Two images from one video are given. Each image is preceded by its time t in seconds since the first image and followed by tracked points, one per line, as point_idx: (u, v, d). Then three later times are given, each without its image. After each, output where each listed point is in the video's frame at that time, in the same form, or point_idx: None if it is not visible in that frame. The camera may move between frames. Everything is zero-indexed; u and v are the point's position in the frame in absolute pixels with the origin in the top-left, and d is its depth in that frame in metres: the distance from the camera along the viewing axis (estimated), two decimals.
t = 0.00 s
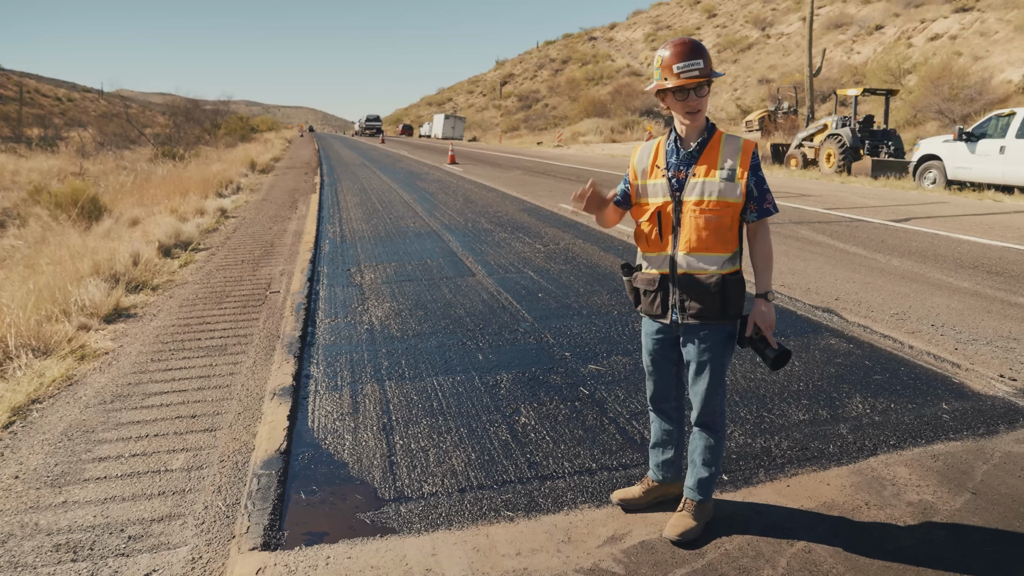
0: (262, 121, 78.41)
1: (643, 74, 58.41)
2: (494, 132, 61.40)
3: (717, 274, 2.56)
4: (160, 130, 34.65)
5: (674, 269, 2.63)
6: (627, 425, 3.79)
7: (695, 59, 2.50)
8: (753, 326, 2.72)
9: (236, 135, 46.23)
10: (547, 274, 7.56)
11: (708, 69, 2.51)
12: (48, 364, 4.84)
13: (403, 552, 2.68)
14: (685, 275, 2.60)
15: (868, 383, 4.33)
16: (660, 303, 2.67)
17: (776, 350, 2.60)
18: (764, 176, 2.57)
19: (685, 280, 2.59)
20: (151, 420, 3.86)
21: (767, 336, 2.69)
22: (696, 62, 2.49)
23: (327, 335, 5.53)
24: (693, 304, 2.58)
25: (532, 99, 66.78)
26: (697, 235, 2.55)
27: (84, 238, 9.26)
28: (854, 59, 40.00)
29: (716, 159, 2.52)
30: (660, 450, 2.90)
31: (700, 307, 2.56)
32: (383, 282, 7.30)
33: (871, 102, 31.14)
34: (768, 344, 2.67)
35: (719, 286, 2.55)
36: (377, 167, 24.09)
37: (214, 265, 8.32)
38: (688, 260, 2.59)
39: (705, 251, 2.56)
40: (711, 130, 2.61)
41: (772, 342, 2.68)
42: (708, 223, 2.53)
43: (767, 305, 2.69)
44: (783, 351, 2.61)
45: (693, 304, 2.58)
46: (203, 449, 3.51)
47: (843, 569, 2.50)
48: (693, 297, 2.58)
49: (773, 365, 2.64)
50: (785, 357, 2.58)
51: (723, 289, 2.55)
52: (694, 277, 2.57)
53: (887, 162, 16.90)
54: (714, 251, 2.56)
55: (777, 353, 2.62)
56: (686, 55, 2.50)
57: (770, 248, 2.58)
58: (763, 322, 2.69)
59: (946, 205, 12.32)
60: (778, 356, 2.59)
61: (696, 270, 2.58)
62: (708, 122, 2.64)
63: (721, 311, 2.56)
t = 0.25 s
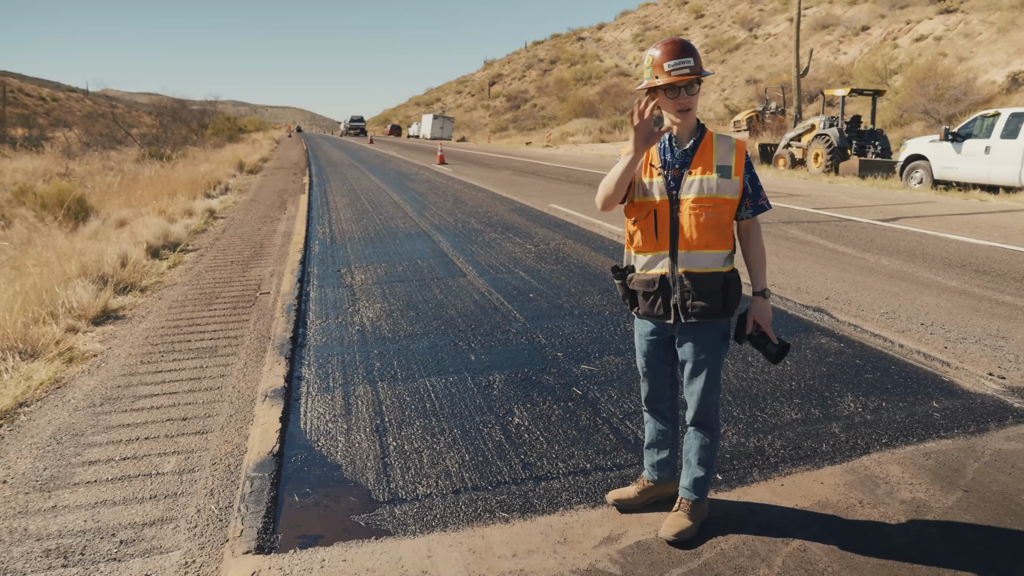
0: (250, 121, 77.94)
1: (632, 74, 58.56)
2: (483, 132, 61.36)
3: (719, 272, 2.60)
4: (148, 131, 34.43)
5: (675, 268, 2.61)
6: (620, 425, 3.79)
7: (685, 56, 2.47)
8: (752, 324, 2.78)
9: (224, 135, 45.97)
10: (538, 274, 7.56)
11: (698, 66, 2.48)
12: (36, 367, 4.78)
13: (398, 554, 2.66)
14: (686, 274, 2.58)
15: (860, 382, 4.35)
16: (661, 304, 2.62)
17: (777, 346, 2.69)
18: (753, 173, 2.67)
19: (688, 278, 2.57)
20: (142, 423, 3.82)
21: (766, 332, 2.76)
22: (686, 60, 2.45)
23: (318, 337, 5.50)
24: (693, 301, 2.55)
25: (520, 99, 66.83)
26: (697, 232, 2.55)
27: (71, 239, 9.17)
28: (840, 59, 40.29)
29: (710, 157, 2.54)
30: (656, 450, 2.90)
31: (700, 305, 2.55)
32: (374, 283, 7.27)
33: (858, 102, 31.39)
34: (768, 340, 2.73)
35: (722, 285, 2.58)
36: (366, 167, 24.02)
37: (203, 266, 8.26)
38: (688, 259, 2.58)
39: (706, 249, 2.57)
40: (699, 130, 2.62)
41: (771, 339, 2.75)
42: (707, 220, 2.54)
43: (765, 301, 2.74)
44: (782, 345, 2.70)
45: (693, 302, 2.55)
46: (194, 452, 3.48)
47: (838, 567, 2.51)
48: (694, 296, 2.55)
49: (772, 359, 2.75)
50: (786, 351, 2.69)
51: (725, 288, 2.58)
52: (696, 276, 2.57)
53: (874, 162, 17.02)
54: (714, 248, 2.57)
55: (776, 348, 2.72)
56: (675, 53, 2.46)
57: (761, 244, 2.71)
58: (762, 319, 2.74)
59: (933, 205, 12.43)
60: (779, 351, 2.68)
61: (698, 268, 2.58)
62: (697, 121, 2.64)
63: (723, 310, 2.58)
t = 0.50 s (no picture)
0: (238, 121, 77.47)
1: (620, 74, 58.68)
2: (473, 132, 61.30)
3: (719, 270, 2.62)
4: (135, 132, 34.18)
5: (674, 266, 2.60)
6: (615, 425, 3.80)
7: (673, 56, 2.52)
8: (741, 321, 2.74)
9: (212, 135, 45.74)
10: (529, 274, 7.56)
11: (687, 66, 2.53)
12: (23, 369, 4.72)
13: (393, 556, 2.65)
14: (688, 272, 2.58)
15: (852, 381, 4.38)
16: (660, 303, 2.60)
17: (764, 343, 2.70)
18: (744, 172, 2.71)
19: (688, 276, 2.57)
20: (133, 425, 3.78)
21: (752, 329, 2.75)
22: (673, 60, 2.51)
23: (310, 338, 5.47)
24: (692, 300, 2.56)
25: (509, 99, 66.84)
26: (695, 229, 2.56)
27: (58, 240, 9.08)
28: (828, 60, 40.56)
29: (705, 155, 2.54)
30: (650, 451, 2.89)
31: (697, 304, 2.56)
32: (365, 284, 7.24)
33: (845, 103, 31.60)
34: (757, 338, 2.73)
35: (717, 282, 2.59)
36: (355, 167, 23.93)
37: (192, 267, 8.20)
38: (688, 256, 2.58)
39: (703, 247, 2.57)
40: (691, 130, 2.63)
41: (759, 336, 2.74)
42: (706, 217, 2.56)
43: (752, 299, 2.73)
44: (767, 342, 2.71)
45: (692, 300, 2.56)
46: (186, 454, 3.45)
47: (834, 565, 2.52)
48: (693, 294, 2.56)
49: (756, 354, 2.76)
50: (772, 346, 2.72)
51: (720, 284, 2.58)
52: (697, 274, 2.57)
53: (862, 162, 17.14)
54: (713, 246, 2.59)
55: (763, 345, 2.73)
56: (664, 54, 2.51)
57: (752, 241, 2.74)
58: (750, 316, 2.72)
59: (920, 204, 12.53)
60: (766, 348, 2.69)
61: (696, 266, 2.58)
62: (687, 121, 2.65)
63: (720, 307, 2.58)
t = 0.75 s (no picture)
0: (226, 121, 77.09)
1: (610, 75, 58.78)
2: (463, 132, 61.25)
3: (713, 271, 2.61)
4: (123, 133, 33.95)
5: (669, 267, 2.60)
6: (609, 425, 3.80)
7: (664, 56, 2.51)
8: (736, 322, 2.75)
9: (200, 136, 45.49)
10: (522, 275, 7.55)
11: (679, 66, 2.53)
12: (12, 372, 4.67)
13: (390, 558, 2.64)
14: (682, 272, 2.57)
15: (845, 380, 4.39)
16: (655, 304, 2.60)
17: (757, 343, 2.71)
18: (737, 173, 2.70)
19: (684, 276, 2.56)
20: (124, 428, 3.75)
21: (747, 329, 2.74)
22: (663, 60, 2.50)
23: (302, 339, 5.43)
24: (686, 301, 2.55)
25: (499, 99, 66.83)
26: (690, 230, 2.55)
27: (45, 242, 8.99)
28: (816, 61, 40.79)
29: (699, 156, 2.54)
30: (647, 451, 2.89)
31: (693, 305, 2.55)
32: (357, 284, 7.22)
33: (834, 103, 31.78)
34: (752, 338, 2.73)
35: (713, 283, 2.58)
36: (345, 168, 23.85)
37: (183, 268, 8.14)
38: (683, 257, 2.58)
39: (698, 248, 2.57)
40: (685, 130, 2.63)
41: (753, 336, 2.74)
42: (701, 218, 2.55)
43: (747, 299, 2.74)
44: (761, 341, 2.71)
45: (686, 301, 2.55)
46: (179, 457, 3.42)
47: (830, 564, 2.53)
48: (687, 294, 2.55)
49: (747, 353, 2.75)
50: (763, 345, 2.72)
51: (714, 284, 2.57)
52: (692, 274, 2.56)
53: (851, 162, 17.24)
54: (708, 247, 2.59)
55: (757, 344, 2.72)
56: (654, 54, 2.50)
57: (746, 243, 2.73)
58: (744, 316, 2.74)
59: (909, 204, 12.61)
60: (759, 348, 2.71)
61: (692, 266, 2.58)
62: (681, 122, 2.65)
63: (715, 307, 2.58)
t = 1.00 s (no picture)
0: (216, 122, 76.60)
1: (601, 75, 58.88)
2: (454, 132, 61.18)
3: (709, 272, 2.61)
4: (112, 134, 33.73)
5: (665, 270, 2.60)
6: (604, 426, 3.80)
7: (661, 56, 2.53)
8: (736, 322, 2.76)
9: (190, 136, 45.22)
10: (514, 275, 7.55)
11: (677, 65, 2.54)
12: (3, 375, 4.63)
13: (387, 560, 2.63)
14: (678, 275, 2.57)
15: (838, 379, 4.41)
16: (652, 307, 2.61)
17: (759, 344, 2.71)
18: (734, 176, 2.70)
19: (680, 279, 2.56)
20: (117, 431, 3.72)
21: (747, 330, 2.76)
22: (658, 61, 2.52)
23: (295, 340, 5.41)
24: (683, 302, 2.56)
25: (490, 99, 66.81)
26: (685, 233, 2.55)
27: (34, 243, 8.92)
28: (806, 61, 41.00)
29: (696, 157, 2.54)
30: (643, 452, 2.90)
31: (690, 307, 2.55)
32: (349, 285, 7.20)
33: (823, 103, 31.95)
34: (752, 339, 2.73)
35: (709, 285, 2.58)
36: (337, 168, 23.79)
37: (174, 269, 8.09)
38: (679, 261, 2.58)
39: (694, 251, 2.57)
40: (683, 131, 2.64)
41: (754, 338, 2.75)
42: (698, 221, 2.55)
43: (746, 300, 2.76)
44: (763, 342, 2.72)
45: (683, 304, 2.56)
46: (173, 460, 3.40)
47: (827, 564, 2.54)
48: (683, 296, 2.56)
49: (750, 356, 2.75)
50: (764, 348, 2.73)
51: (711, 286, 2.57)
52: (688, 276, 2.56)
53: (841, 162, 17.33)
54: (704, 250, 2.59)
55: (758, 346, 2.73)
56: (650, 54, 2.52)
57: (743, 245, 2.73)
58: (743, 317, 2.74)
59: (899, 204, 12.70)
60: (761, 349, 2.71)
61: (688, 268, 2.58)
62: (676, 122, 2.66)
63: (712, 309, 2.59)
